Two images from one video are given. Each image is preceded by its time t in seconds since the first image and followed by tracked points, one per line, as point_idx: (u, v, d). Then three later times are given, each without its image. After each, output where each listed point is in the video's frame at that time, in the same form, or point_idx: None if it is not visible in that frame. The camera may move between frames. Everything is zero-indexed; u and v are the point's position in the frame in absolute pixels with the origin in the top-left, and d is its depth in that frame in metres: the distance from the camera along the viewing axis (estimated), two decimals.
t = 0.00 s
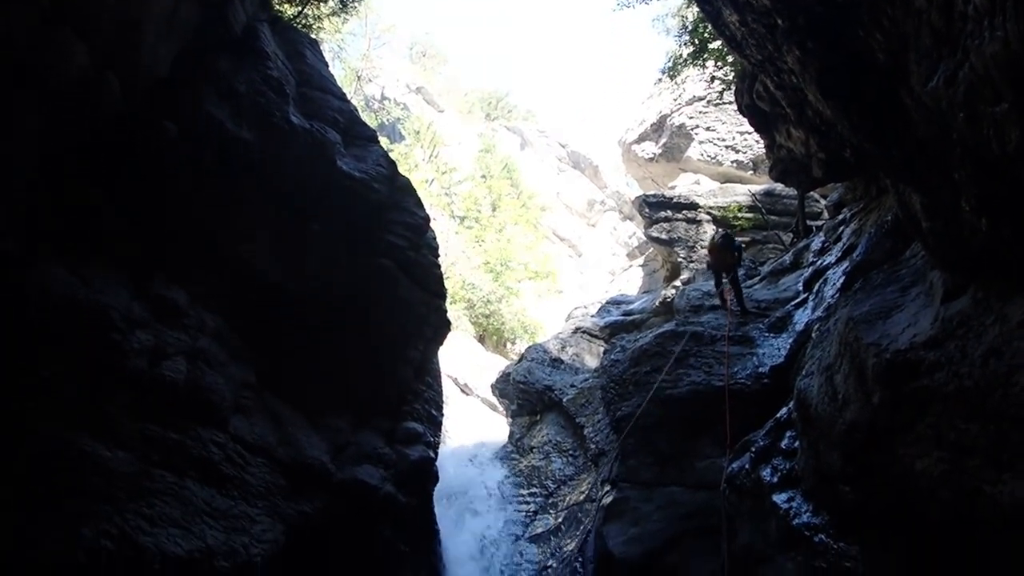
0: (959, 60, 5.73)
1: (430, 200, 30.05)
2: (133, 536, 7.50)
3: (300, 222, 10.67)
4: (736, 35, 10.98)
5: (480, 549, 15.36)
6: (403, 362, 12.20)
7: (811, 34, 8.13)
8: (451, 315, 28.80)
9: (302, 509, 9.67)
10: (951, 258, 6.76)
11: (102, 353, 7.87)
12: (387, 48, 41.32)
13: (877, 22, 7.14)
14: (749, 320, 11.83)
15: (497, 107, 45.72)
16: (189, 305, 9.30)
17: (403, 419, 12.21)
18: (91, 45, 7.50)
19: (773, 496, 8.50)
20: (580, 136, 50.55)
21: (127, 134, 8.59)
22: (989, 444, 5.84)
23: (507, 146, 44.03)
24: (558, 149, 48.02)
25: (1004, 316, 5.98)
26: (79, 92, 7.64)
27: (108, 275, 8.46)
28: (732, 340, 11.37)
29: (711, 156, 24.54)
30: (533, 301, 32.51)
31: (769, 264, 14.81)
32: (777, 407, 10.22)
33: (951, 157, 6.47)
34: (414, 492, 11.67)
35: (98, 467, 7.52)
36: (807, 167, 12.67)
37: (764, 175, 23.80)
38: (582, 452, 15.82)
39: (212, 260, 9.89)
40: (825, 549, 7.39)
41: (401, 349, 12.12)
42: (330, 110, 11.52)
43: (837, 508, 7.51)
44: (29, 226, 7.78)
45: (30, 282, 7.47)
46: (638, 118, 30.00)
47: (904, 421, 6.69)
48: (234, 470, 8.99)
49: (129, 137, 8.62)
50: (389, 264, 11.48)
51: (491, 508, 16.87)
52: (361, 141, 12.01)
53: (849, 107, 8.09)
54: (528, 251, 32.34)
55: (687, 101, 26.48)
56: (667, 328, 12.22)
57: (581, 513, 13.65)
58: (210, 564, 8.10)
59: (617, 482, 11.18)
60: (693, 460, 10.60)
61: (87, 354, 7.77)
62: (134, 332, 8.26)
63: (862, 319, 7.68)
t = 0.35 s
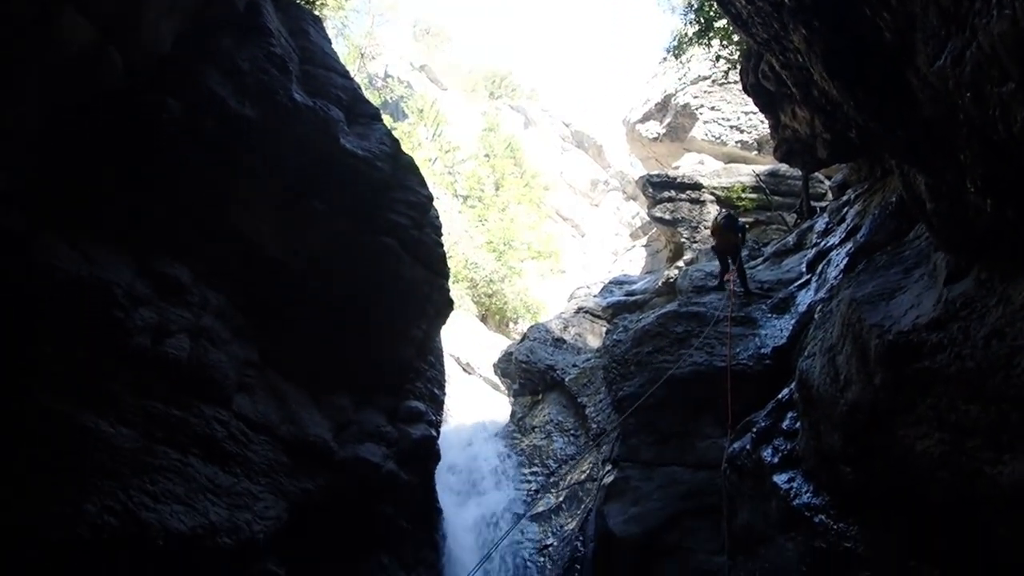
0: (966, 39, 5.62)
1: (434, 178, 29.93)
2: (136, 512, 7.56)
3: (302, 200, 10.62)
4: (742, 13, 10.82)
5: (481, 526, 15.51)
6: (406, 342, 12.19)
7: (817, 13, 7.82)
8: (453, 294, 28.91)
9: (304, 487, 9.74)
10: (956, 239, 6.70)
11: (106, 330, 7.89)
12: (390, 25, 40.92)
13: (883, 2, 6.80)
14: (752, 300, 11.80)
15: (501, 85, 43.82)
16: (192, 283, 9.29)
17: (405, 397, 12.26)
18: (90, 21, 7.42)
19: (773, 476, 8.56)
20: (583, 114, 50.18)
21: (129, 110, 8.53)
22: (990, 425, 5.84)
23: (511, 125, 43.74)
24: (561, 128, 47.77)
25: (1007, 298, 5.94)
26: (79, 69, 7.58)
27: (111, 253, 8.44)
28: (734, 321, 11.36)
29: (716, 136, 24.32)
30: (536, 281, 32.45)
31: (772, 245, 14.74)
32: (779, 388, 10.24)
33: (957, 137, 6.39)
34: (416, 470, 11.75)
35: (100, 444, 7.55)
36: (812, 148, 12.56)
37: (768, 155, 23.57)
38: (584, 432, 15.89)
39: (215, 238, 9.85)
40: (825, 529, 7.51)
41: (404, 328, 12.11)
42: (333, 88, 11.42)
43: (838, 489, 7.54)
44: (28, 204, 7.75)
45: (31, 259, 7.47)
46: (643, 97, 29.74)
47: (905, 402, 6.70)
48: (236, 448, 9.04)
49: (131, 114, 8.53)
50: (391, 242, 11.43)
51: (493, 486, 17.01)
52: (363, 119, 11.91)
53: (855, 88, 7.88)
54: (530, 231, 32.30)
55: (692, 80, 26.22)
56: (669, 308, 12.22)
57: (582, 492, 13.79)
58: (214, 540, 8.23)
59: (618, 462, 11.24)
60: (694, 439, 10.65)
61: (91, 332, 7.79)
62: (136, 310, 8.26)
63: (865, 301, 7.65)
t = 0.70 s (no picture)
0: (968, 22, 5.57)
1: (433, 163, 29.83)
2: (136, 496, 7.63)
3: (302, 184, 10.59)
4: None
5: (481, 510, 15.60)
6: (405, 327, 12.19)
7: None
8: (452, 279, 28.88)
9: (304, 471, 9.79)
10: (955, 224, 6.67)
11: (105, 316, 7.89)
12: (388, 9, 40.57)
13: None
14: (751, 286, 11.80)
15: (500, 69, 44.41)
16: (191, 268, 9.27)
17: (404, 383, 12.30)
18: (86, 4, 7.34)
19: (771, 461, 8.61)
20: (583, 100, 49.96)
21: (126, 95, 8.46)
22: (988, 410, 5.85)
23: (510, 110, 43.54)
24: (560, 113, 47.62)
25: (1006, 283, 5.94)
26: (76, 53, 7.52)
27: (110, 239, 8.41)
28: (733, 306, 11.37)
29: (715, 122, 24.18)
30: (535, 267, 32.40)
31: (772, 231, 14.72)
32: (777, 373, 10.26)
33: (957, 121, 6.35)
34: (415, 455, 11.80)
35: (101, 429, 7.60)
36: (812, 133, 12.52)
37: (768, 141, 23.36)
38: (583, 417, 15.93)
39: (214, 224, 9.81)
40: (823, 514, 7.56)
41: (404, 314, 12.11)
42: (332, 72, 11.35)
43: (836, 473, 7.57)
44: (26, 190, 7.72)
45: (29, 243, 7.41)
46: (642, 82, 29.60)
47: (903, 387, 6.72)
48: (236, 433, 9.07)
49: (128, 98, 8.46)
50: (390, 227, 11.41)
51: (493, 471, 17.08)
52: (362, 104, 11.86)
53: (855, 73, 7.80)
54: (529, 216, 32.25)
55: (691, 65, 26.09)
56: (668, 294, 12.23)
57: (581, 476, 13.82)
58: (214, 525, 8.29)
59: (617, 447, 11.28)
60: (693, 424, 10.69)
61: (91, 317, 7.79)
62: (136, 295, 8.25)
63: (863, 286, 7.65)
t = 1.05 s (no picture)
0: (973, 4, 5.50)
1: (434, 146, 29.58)
2: (138, 478, 7.70)
3: (302, 167, 10.54)
4: None
5: (482, 493, 15.68)
6: (406, 310, 12.18)
7: None
8: (453, 263, 28.83)
9: (306, 454, 9.84)
10: (958, 208, 6.64)
11: (106, 298, 7.89)
12: None
13: None
14: (753, 270, 11.77)
15: (500, 53, 44.18)
16: (192, 251, 9.25)
17: (405, 365, 12.34)
18: None
19: (771, 444, 8.64)
20: (584, 83, 49.69)
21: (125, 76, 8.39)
22: (988, 394, 5.86)
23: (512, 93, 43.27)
24: (562, 97, 47.36)
25: (1008, 267, 5.92)
26: (75, 35, 7.44)
27: (111, 221, 8.39)
28: (734, 291, 11.36)
29: (718, 105, 24.03)
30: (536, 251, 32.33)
31: (773, 215, 14.68)
32: (777, 357, 10.27)
33: (962, 104, 6.29)
34: (417, 437, 11.86)
35: (102, 411, 7.64)
36: (815, 117, 12.44)
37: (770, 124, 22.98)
38: (583, 401, 15.99)
39: (215, 207, 9.76)
40: (823, 497, 7.59)
41: (405, 297, 12.11)
42: (332, 55, 11.25)
43: (836, 457, 7.59)
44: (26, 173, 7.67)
45: (29, 226, 7.38)
46: (645, 65, 29.40)
47: (904, 371, 6.72)
48: (238, 416, 9.11)
49: (126, 80, 8.39)
50: (391, 210, 11.39)
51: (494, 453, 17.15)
52: (363, 86, 11.77)
53: (859, 56, 7.72)
54: (530, 200, 32.18)
55: (694, 48, 25.89)
56: (669, 278, 12.22)
57: (581, 459, 13.89)
58: (215, 507, 8.35)
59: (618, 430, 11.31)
60: (694, 408, 10.71)
61: (92, 300, 7.78)
62: (137, 278, 8.24)
63: (865, 270, 7.63)
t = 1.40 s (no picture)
0: None
1: (434, 130, 29.39)
2: (138, 459, 7.75)
3: (303, 149, 10.49)
4: None
5: (481, 477, 15.74)
6: (406, 294, 12.16)
7: None
8: (453, 247, 28.76)
9: (305, 436, 9.87)
10: (959, 195, 6.60)
11: (105, 279, 7.88)
12: None
13: None
14: (753, 256, 11.75)
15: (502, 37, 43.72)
16: (192, 233, 9.21)
17: (405, 349, 12.35)
18: None
19: (769, 430, 8.69)
20: (586, 67, 49.44)
21: (122, 57, 8.31)
22: (986, 380, 5.87)
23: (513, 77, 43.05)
24: (564, 81, 47.09)
25: (1008, 254, 5.90)
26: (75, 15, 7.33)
27: (110, 203, 8.34)
28: (734, 276, 11.35)
29: (720, 90, 23.84)
30: (537, 235, 32.24)
31: (774, 200, 14.64)
32: (777, 343, 10.29)
33: (964, 90, 6.23)
34: (417, 421, 11.91)
35: (102, 391, 7.67)
36: (816, 103, 12.38)
37: (771, 110, 22.75)
38: (582, 385, 16.02)
39: (214, 188, 9.69)
40: (820, 482, 7.65)
41: (405, 281, 12.09)
42: (333, 37, 11.16)
43: (835, 442, 7.62)
44: (24, 154, 7.60)
45: (27, 207, 7.34)
46: (647, 49, 29.21)
47: (903, 358, 6.73)
48: (238, 398, 9.13)
49: (123, 60, 8.32)
50: (391, 193, 11.35)
51: (493, 437, 17.21)
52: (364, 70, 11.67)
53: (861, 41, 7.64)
54: (530, 184, 32.19)
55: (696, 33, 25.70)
56: (669, 263, 12.20)
57: (580, 443, 13.94)
58: (215, 488, 8.38)
59: (616, 414, 11.35)
60: (692, 393, 10.75)
61: (93, 280, 7.79)
62: (137, 261, 8.21)
63: (865, 256, 7.61)
